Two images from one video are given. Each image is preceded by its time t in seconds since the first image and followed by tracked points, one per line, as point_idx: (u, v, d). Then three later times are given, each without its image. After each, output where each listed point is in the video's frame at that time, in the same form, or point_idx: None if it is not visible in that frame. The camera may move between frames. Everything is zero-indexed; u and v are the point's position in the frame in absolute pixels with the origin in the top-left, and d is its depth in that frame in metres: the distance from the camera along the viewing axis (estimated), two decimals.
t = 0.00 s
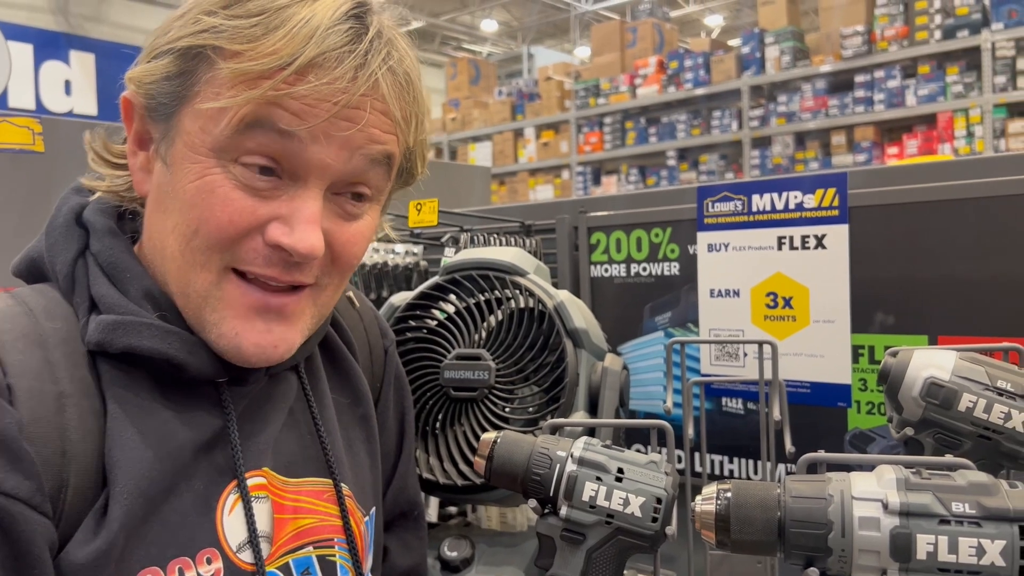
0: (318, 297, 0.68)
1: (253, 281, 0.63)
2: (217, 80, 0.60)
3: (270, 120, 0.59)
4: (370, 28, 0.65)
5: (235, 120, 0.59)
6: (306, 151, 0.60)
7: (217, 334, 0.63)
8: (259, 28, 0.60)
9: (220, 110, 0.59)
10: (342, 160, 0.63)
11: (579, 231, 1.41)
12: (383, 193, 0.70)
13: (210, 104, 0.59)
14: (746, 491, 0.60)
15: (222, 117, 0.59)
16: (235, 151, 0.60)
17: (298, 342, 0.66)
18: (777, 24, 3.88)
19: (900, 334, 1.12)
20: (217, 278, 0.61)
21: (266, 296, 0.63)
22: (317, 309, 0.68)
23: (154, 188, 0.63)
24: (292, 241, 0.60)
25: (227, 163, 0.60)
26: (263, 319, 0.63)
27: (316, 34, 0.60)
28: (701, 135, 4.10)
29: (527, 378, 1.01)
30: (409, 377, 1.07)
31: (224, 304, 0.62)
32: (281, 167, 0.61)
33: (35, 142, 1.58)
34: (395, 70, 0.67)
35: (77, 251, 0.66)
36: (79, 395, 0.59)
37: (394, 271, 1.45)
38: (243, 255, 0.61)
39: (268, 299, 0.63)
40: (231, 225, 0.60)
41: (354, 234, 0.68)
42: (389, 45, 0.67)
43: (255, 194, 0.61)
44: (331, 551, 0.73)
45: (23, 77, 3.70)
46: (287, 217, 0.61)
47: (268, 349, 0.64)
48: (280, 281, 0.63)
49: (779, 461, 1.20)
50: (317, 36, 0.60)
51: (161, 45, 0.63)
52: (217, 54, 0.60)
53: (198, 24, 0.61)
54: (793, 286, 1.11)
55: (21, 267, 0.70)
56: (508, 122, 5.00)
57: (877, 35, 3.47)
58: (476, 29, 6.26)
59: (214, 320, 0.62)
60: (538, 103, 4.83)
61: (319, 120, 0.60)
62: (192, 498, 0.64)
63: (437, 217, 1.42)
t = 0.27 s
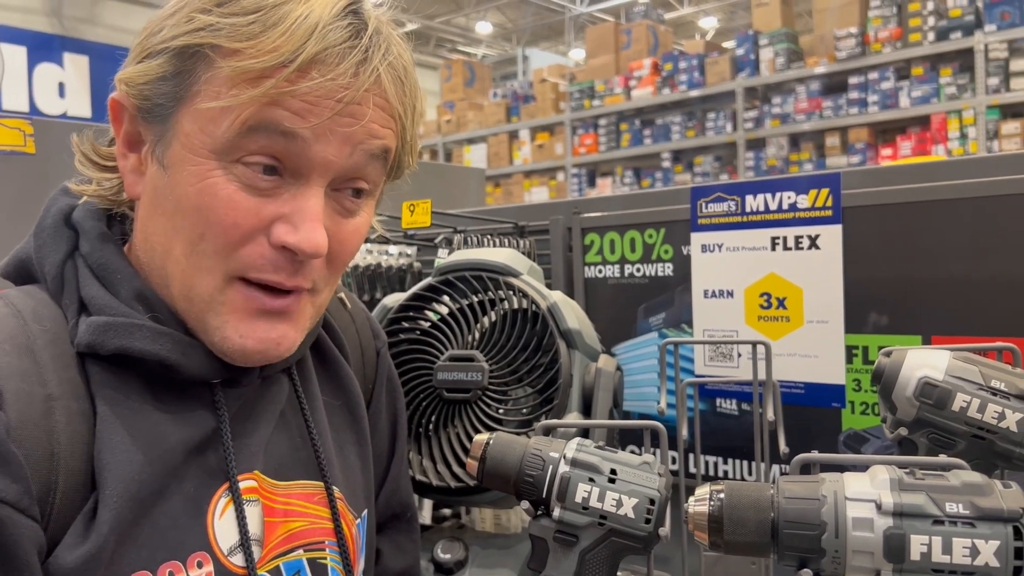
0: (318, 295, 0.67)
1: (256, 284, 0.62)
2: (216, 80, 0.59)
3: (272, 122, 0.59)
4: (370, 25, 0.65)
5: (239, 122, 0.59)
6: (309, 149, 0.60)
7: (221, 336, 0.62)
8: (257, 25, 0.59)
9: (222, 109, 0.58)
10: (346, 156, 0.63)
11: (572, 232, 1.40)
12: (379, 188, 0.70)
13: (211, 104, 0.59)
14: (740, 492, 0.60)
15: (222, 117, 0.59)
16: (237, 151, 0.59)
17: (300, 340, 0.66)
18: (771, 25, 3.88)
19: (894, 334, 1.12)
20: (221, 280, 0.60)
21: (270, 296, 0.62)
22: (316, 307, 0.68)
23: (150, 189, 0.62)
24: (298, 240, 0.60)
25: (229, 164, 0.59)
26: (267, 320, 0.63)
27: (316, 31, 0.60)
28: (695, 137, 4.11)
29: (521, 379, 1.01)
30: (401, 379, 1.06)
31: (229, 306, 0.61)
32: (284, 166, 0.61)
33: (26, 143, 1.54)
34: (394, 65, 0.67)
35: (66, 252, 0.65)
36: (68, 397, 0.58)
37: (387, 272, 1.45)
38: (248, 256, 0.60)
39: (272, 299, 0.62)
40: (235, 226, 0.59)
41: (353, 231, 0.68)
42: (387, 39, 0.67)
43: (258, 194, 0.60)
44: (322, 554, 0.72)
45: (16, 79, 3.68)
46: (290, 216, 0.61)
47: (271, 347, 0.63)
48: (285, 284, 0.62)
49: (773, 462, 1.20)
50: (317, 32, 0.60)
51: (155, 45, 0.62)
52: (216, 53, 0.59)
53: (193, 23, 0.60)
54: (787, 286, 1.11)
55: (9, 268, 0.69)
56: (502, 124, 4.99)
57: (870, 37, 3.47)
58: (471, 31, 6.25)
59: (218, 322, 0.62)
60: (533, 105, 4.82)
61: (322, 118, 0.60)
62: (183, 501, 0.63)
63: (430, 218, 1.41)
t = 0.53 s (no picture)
0: (311, 300, 0.67)
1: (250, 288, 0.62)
2: (208, 86, 0.59)
3: (264, 129, 0.59)
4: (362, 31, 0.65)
5: (230, 129, 0.58)
6: (301, 157, 0.60)
7: (214, 340, 0.62)
8: (248, 31, 0.58)
9: (213, 115, 0.58)
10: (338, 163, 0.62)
11: (568, 234, 1.40)
12: (371, 193, 0.70)
13: (202, 110, 0.58)
14: (734, 495, 0.60)
15: (213, 123, 0.58)
16: (228, 158, 0.59)
17: (293, 343, 0.65)
18: (766, 27, 3.88)
19: (889, 336, 1.12)
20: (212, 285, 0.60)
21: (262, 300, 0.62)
22: (309, 312, 0.67)
23: (142, 192, 0.61)
24: (289, 246, 0.60)
25: (220, 170, 0.59)
26: (260, 325, 0.63)
27: (308, 37, 0.60)
28: (691, 138, 4.12)
29: (516, 383, 1.01)
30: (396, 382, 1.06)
31: (220, 312, 0.61)
32: (276, 173, 0.60)
33: (20, 146, 1.53)
34: (387, 72, 0.66)
35: (57, 256, 0.65)
36: (59, 402, 0.58)
37: (382, 274, 1.44)
38: (239, 261, 0.60)
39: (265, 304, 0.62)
40: (227, 233, 0.59)
41: (345, 235, 0.67)
42: (379, 45, 0.66)
43: (249, 200, 0.60)
44: (316, 559, 0.72)
45: (11, 81, 3.67)
46: (282, 223, 0.60)
47: (264, 351, 0.63)
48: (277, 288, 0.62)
49: (768, 464, 1.20)
50: (309, 39, 0.60)
51: (145, 50, 0.61)
52: (207, 58, 0.59)
53: (183, 28, 0.59)
54: (782, 288, 1.11)
55: None
56: (499, 125, 4.99)
57: (866, 38, 3.48)
58: (467, 32, 6.25)
59: (210, 327, 0.61)
60: (529, 106, 4.82)
61: (315, 125, 0.60)
62: (175, 506, 0.63)
63: (425, 221, 1.41)
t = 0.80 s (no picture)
0: (306, 300, 0.66)
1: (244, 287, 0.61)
2: (199, 86, 0.59)
3: (254, 125, 0.59)
4: (354, 30, 0.65)
5: (221, 126, 0.58)
6: (292, 154, 0.60)
7: (208, 338, 0.61)
8: (240, 32, 0.59)
9: (205, 115, 0.58)
10: (328, 156, 0.62)
11: (564, 237, 1.40)
12: (365, 194, 0.70)
13: (194, 109, 0.58)
14: (729, 500, 0.60)
15: (206, 121, 0.58)
16: (220, 157, 0.59)
17: (289, 341, 0.65)
18: (763, 29, 3.88)
19: (885, 340, 1.12)
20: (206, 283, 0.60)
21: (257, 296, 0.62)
22: (304, 311, 0.67)
23: (136, 196, 0.61)
24: (280, 244, 0.60)
25: (214, 169, 0.59)
26: (254, 323, 0.62)
27: (298, 36, 0.60)
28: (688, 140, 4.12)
29: (513, 386, 1.01)
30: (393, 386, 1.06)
31: (213, 311, 0.61)
32: (268, 171, 0.60)
33: (16, 150, 1.53)
34: (378, 71, 0.66)
35: (52, 262, 0.65)
36: (54, 408, 0.58)
37: (379, 278, 1.44)
38: (232, 259, 0.60)
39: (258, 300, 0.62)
40: (219, 232, 0.59)
41: (339, 235, 0.67)
42: (371, 45, 0.66)
43: (242, 199, 0.60)
44: (311, 565, 0.71)
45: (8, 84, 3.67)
46: (274, 221, 0.60)
47: (259, 348, 0.63)
48: (270, 288, 0.62)
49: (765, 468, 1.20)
50: (300, 38, 0.60)
51: (138, 52, 0.62)
52: (198, 59, 0.59)
53: (176, 30, 0.59)
54: (778, 291, 1.11)
55: None
56: (497, 127, 4.99)
57: (862, 40, 3.49)
58: (465, 35, 6.26)
59: (204, 326, 0.61)
60: (527, 108, 4.83)
61: (305, 123, 0.60)
62: (171, 512, 0.63)
63: (422, 224, 1.41)
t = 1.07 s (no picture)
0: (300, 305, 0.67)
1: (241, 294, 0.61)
2: (193, 86, 0.59)
3: (247, 124, 0.59)
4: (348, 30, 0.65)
5: (216, 125, 0.58)
6: (286, 152, 0.60)
7: (203, 346, 0.61)
8: (235, 32, 0.59)
9: (201, 112, 0.58)
10: (321, 153, 0.62)
11: (563, 240, 1.40)
12: (362, 195, 0.70)
13: (188, 110, 0.58)
14: (728, 504, 0.60)
15: (202, 122, 0.58)
16: (214, 156, 0.59)
17: (283, 351, 0.65)
18: (761, 30, 3.88)
19: (883, 342, 1.12)
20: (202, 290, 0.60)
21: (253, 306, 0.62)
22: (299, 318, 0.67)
23: (133, 199, 0.61)
24: (276, 246, 0.60)
25: (208, 169, 0.59)
26: (251, 329, 0.62)
27: (291, 36, 0.60)
28: (686, 142, 4.13)
29: (512, 389, 1.01)
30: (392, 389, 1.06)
31: (209, 315, 0.61)
32: (261, 170, 0.60)
33: (15, 153, 1.54)
34: (371, 70, 0.66)
35: (52, 267, 0.65)
36: (54, 414, 0.58)
37: (378, 281, 1.44)
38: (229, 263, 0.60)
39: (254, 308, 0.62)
40: (215, 235, 0.59)
41: (334, 238, 0.67)
42: (365, 44, 0.67)
43: (237, 201, 0.60)
44: (310, 570, 0.71)
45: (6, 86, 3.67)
46: (270, 223, 0.60)
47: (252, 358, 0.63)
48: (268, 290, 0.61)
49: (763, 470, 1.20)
50: (292, 37, 0.60)
51: (136, 55, 0.62)
52: (193, 60, 0.59)
53: (172, 31, 0.60)
54: (776, 294, 1.11)
55: None
56: (495, 129, 5.00)
57: (860, 42, 3.49)
58: (463, 37, 6.27)
59: (200, 333, 0.61)
60: (525, 110, 4.84)
61: (298, 121, 0.60)
62: (170, 517, 0.63)
63: (420, 227, 1.41)
